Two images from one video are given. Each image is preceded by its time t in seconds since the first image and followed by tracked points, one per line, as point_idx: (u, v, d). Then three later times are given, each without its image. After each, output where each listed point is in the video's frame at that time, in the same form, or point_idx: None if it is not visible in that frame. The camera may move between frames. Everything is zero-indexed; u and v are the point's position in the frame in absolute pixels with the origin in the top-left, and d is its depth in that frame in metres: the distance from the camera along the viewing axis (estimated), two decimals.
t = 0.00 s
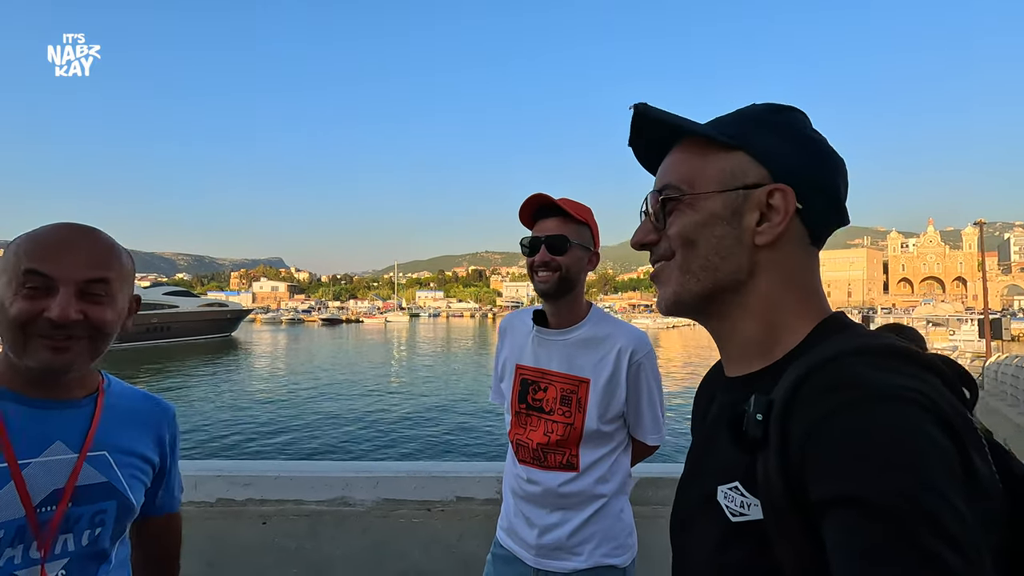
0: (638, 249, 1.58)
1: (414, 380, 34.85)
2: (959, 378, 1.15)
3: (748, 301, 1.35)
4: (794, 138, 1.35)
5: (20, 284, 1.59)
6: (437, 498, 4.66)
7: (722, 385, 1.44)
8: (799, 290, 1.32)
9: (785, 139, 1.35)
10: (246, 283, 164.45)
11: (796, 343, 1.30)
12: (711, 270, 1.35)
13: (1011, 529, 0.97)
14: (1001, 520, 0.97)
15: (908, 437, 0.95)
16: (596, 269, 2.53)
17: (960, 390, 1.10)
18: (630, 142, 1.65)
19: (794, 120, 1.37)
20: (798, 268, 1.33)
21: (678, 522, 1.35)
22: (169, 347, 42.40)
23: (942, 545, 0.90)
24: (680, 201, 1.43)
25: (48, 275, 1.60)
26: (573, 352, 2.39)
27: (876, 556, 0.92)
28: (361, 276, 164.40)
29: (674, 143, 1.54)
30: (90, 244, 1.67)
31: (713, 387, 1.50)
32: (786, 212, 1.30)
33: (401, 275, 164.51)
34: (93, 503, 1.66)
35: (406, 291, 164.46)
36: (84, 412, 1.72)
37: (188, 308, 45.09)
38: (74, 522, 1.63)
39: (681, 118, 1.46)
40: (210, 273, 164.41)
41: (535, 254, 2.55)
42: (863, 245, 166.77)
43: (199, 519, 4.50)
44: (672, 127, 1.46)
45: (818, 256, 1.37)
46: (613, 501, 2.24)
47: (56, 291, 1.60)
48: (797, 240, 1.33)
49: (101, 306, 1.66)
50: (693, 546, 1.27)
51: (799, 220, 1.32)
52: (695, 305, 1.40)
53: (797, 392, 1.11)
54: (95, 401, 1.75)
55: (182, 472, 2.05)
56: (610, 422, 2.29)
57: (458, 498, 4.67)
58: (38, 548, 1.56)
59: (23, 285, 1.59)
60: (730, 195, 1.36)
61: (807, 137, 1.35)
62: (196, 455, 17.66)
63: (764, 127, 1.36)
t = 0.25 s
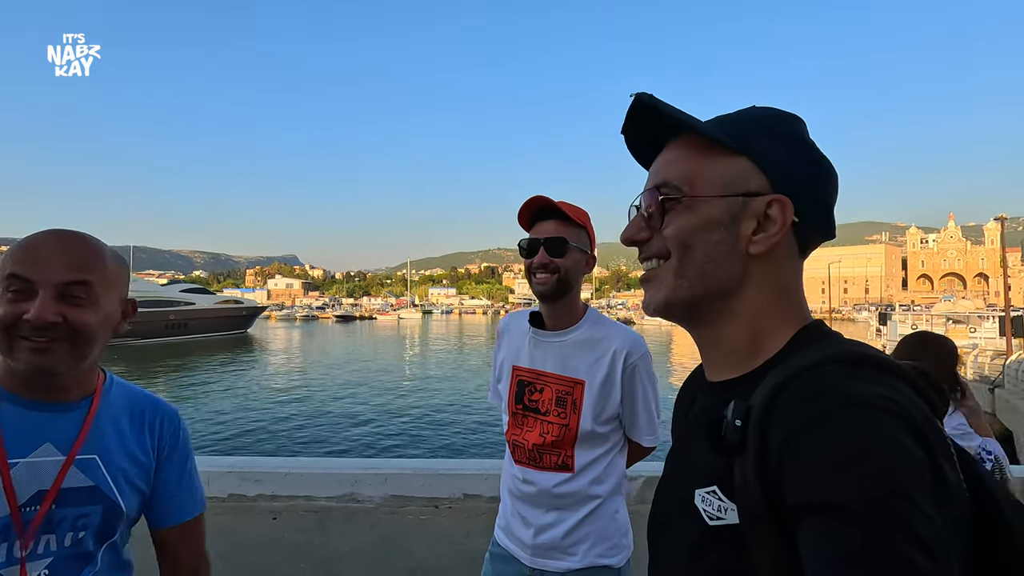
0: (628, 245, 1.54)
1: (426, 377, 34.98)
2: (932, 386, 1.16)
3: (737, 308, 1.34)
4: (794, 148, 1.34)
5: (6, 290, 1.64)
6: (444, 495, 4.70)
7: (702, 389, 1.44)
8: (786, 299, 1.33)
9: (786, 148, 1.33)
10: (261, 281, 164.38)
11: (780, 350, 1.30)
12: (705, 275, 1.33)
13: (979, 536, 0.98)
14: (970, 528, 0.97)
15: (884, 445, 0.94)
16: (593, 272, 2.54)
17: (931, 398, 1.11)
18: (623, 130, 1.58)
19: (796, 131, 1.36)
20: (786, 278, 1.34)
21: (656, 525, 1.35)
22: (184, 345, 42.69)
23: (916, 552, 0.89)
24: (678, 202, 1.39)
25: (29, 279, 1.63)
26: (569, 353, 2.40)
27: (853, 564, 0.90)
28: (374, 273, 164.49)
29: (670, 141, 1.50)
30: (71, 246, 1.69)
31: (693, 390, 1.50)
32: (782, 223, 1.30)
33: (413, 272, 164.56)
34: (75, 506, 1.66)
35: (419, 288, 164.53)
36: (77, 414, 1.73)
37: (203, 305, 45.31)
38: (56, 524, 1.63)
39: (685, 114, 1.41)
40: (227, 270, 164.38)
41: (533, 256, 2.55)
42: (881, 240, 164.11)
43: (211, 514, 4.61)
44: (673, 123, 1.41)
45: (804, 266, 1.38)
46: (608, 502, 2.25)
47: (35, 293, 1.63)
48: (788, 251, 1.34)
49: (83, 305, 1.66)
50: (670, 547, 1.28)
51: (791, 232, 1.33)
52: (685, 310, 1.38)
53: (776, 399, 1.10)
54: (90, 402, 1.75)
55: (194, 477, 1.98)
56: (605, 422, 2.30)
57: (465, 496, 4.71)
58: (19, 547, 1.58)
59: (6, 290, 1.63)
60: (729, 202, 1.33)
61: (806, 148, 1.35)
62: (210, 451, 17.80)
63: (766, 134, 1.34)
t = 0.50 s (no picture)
0: (610, 240, 1.53)
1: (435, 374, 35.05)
2: (899, 379, 1.18)
3: (716, 304, 1.35)
4: (775, 149, 1.35)
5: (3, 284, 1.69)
6: (451, 492, 4.81)
7: (678, 385, 1.44)
8: (762, 296, 1.34)
9: (768, 149, 1.34)
10: (274, 279, 164.47)
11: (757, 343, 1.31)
12: (686, 271, 1.33)
13: (944, 526, 1.01)
14: (936, 516, 1.00)
15: (856, 439, 0.95)
16: (588, 270, 2.54)
17: (900, 392, 1.14)
18: (606, 124, 1.58)
19: (777, 132, 1.37)
20: (763, 276, 1.34)
21: (637, 520, 1.35)
22: (196, 343, 42.94)
23: (888, 542, 0.90)
24: (660, 198, 1.39)
25: (23, 273, 1.67)
26: (564, 350, 2.40)
27: (831, 556, 0.91)
28: (385, 272, 164.49)
29: (654, 139, 1.51)
30: (67, 241, 1.73)
31: (670, 385, 1.51)
32: (760, 222, 1.31)
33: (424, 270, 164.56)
34: (59, 503, 1.69)
35: (429, 286, 164.39)
36: (72, 410, 1.76)
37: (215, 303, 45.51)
38: (42, 519, 1.67)
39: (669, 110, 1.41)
40: (240, 268, 164.41)
41: (529, 253, 2.56)
42: (897, 236, 161.51)
43: (220, 509, 4.68)
44: (657, 119, 1.41)
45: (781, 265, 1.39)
46: (603, 499, 2.25)
47: (29, 287, 1.67)
48: (766, 249, 1.34)
49: (74, 300, 1.69)
50: (647, 543, 1.29)
51: (769, 232, 1.33)
52: (665, 306, 1.39)
53: (751, 392, 1.10)
54: (87, 401, 1.79)
55: (194, 477, 1.96)
56: (599, 420, 2.30)
57: (471, 492, 4.83)
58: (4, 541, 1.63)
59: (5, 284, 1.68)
60: (710, 199, 1.33)
61: (787, 150, 1.36)
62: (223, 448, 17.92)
63: (749, 134, 1.35)
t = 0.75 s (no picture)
0: (606, 239, 1.53)
1: (445, 372, 35.08)
2: (888, 374, 1.19)
3: (711, 303, 1.34)
4: (771, 150, 1.34)
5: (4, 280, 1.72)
6: (456, 490, 4.88)
7: (670, 383, 1.44)
8: (756, 296, 1.34)
9: (765, 150, 1.33)
10: (284, 277, 164.45)
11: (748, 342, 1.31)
12: (681, 270, 1.32)
13: (936, 520, 1.01)
14: (928, 509, 1.00)
15: (849, 434, 0.95)
16: (588, 269, 2.52)
17: (890, 387, 1.14)
18: (605, 123, 1.56)
19: (772, 135, 1.36)
20: (758, 275, 1.33)
21: (630, 516, 1.34)
22: (207, 341, 43.14)
23: (882, 536, 0.90)
24: (654, 198, 1.39)
25: (23, 272, 1.70)
26: (564, 350, 2.40)
27: (827, 551, 0.91)
28: (395, 270, 164.51)
29: (651, 139, 1.50)
30: (67, 240, 1.74)
31: (660, 384, 1.51)
32: (754, 223, 1.30)
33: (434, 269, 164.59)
34: (55, 500, 1.71)
35: (439, 285, 164.45)
36: (76, 408, 1.79)
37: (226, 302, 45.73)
38: (38, 516, 1.70)
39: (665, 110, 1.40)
40: (251, 267, 164.43)
41: (528, 253, 2.56)
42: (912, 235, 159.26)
43: (230, 505, 4.79)
44: (653, 119, 1.40)
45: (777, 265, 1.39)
46: (602, 499, 2.25)
47: (28, 286, 1.70)
48: (761, 249, 1.33)
49: (72, 301, 1.72)
50: (641, 541, 1.28)
51: (764, 232, 1.33)
52: (659, 305, 1.38)
53: (745, 389, 1.09)
54: (87, 400, 1.81)
55: (195, 477, 1.97)
56: (599, 420, 2.29)
57: (477, 491, 4.89)
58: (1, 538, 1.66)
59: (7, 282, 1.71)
60: (705, 200, 1.32)
61: (783, 151, 1.35)
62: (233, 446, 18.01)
63: (745, 136, 1.34)
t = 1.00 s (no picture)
0: (611, 243, 1.54)
1: (453, 371, 35.11)
2: (891, 377, 1.19)
3: (716, 307, 1.34)
4: (777, 156, 1.34)
5: (21, 285, 1.71)
6: (463, 489, 4.80)
7: (671, 387, 1.44)
8: (762, 300, 1.33)
9: (770, 156, 1.33)
10: (294, 276, 164.37)
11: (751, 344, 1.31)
12: (686, 275, 1.33)
13: (941, 523, 1.01)
14: (932, 512, 1.00)
15: (852, 438, 0.95)
16: (590, 270, 2.53)
17: (893, 389, 1.14)
18: (610, 128, 1.56)
19: (778, 139, 1.36)
20: (763, 280, 1.33)
21: (633, 521, 1.34)
22: (218, 340, 43.35)
23: (888, 541, 0.90)
24: (660, 202, 1.39)
25: (50, 278, 1.73)
26: (567, 351, 2.40)
27: (831, 555, 0.91)
28: (404, 269, 164.49)
29: (657, 144, 1.50)
30: (83, 245, 1.81)
31: (662, 388, 1.51)
32: (760, 227, 1.30)
33: (442, 268, 164.57)
34: (70, 494, 1.75)
35: (448, 283, 164.40)
36: (73, 404, 1.82)
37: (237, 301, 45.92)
38: (51, 510, 1.72)
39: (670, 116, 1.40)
40: (262, 265, 164.49)
41: (530, 255, 2.57)
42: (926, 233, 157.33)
43: (239, 502, 4.74)
44: (657, 125, 1.41)
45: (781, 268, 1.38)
46: (605, 500, 2.25)
47: (58, 292, 1.73)
48: (765, 255, 1.33)
49: (92, 306, 1.79)
50: (644, 545, 1.28)
51: (769, 237, 1.32)
52: (664, 308, 1.38)
53: (747, 393, 1.09)
54: (86, 393, 1.84)
55: (189, 464, 2.07)
56: (603, 421, 2.29)
57: (484, 490, 4.81)
58: (16, 535, 1.67)
59: (23, 289, 1.71)
60: (710, 205, 1.33)
61: (788, 157, 1.35)
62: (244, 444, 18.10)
63: (751, 142, 1.34)
